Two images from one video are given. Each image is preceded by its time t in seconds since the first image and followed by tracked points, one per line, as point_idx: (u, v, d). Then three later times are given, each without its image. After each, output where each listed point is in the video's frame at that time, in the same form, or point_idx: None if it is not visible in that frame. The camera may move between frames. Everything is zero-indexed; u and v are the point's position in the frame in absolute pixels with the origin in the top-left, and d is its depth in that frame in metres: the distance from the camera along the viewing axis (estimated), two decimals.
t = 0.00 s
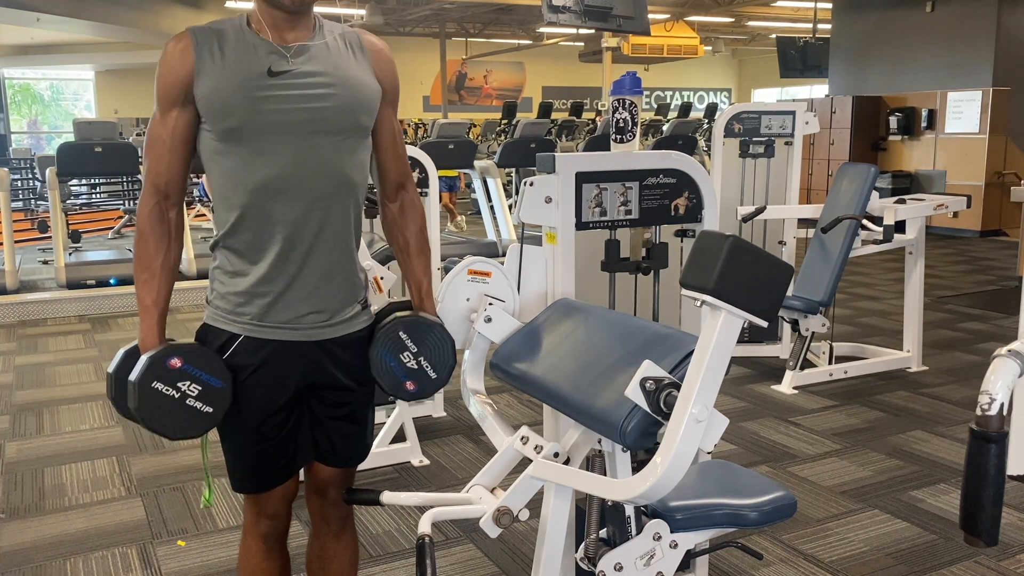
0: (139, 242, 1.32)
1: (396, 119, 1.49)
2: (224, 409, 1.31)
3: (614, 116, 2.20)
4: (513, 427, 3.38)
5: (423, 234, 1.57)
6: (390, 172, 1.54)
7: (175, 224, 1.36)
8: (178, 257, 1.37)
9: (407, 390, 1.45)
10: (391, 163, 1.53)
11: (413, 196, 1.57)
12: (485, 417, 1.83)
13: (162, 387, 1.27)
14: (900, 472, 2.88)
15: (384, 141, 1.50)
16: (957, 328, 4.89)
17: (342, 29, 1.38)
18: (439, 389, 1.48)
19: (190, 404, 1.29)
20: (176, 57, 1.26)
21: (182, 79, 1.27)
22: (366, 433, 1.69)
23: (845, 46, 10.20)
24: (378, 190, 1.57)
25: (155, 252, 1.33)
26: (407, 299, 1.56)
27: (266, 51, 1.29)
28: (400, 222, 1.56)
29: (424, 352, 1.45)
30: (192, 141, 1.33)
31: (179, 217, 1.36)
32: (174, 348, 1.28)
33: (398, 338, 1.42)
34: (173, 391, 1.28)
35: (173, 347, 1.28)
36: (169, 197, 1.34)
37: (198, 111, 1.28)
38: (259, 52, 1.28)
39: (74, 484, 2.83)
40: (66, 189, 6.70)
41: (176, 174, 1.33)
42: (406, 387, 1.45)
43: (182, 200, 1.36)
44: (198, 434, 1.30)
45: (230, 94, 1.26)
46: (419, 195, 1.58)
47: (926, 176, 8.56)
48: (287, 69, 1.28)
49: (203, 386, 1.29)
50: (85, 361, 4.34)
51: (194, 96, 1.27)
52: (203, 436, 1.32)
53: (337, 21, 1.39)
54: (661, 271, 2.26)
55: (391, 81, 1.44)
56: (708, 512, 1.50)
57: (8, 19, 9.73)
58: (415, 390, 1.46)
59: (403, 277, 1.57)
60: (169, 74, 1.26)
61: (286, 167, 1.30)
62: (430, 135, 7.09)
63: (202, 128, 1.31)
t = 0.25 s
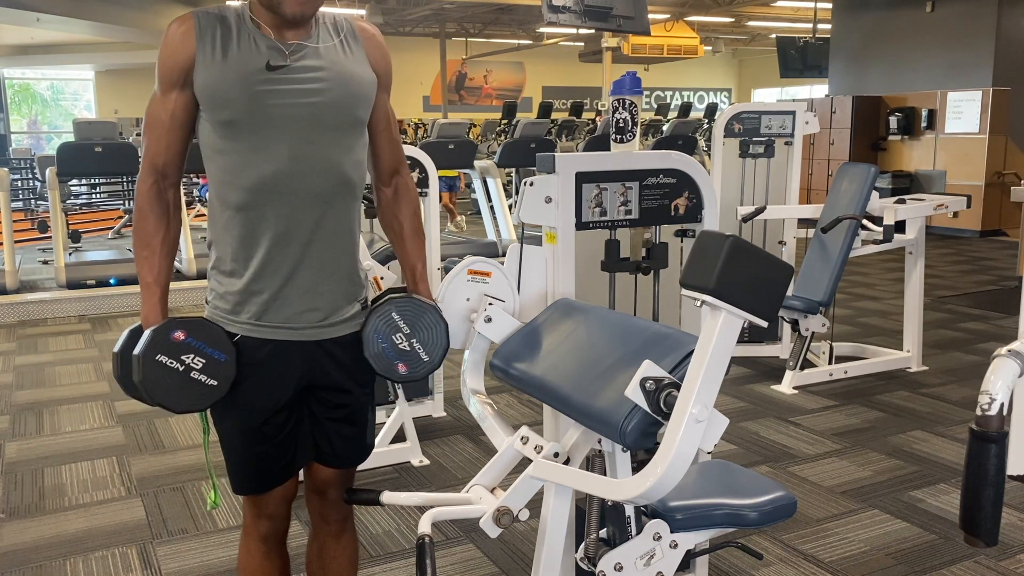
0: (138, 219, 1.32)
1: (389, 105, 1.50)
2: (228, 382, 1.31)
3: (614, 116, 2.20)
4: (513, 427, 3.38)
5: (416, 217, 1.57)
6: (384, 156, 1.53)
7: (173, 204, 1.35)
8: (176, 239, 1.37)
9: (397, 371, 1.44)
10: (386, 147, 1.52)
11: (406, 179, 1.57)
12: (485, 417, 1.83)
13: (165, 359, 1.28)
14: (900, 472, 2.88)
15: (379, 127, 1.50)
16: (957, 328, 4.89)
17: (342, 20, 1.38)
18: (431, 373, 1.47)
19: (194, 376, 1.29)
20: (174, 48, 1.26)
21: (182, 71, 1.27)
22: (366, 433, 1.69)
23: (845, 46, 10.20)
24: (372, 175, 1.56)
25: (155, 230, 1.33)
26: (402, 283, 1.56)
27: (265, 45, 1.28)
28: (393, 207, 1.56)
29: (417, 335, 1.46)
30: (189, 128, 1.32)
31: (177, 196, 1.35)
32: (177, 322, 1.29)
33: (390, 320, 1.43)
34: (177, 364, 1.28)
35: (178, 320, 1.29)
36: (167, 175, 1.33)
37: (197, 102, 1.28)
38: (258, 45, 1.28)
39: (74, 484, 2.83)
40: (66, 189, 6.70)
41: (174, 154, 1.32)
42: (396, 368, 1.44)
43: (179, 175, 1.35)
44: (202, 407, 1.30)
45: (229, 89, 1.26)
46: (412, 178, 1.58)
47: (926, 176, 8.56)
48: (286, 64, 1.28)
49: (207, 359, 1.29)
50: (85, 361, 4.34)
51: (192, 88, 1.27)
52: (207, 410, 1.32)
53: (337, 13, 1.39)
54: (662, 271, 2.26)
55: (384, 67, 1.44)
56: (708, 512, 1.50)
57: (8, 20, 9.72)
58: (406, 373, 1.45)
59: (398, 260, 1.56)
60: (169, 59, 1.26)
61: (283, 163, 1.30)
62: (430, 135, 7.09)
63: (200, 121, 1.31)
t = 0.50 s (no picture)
0: (139, 223, 1.32)
1: (388, 108, 1.50)
2: (219, 389, 1.31)
3: (614, 116, 2.20)
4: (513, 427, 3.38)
5: (415, 219, 1.57)
6: (384, 160, 1.53)
7: (174, 208, 1.35)
8: (177, 242, 1.37)
9: (398, 378, 1.44)
10: (386, 151, 1.53)
11: (405, 182, 1.57)
12: (485, 417, 1.83)
13: (157, 362, 1.28)
14: (900, 472, 2.88)
15: (379, 129, 1.50)
16: (957, 328, 4.89)
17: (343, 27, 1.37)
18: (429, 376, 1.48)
19: (184, 380, 1.29)
20: (176, 47, 1.26)
21: (183, 70, 1.27)
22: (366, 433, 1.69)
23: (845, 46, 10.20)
24: (372, 177, 1.56)
25: (155, 231, 1.33)
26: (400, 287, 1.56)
27: (266, 46, 1.28)
28: (392, 209, 1.56)
29: (410, 340, 1.45)
30: (191, 128, 1.32)
31: (178, 198, 1.35)
32: (171, 326, 1.30)
33: (382, 329, 1.42)
34: (168, 367, 1.29)
35: (173, 324, 1.30)
36: (169, 178, 1.33)
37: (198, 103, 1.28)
38: (259, 47, 1.28)
39: (74, 484, 2.83)
40: (66, 189, 6.69)
41: (176, 158, 1.33)
42: (396, 375, 1.44)
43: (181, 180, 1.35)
44: (190, 411, 1.30)
45: (229, 89, 1.26)
46: (411, 180, 1.58)
47: (926, 176, 8.56)
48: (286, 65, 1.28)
49: (199, 363, 1.30)
50: (85, 361, 4.34)
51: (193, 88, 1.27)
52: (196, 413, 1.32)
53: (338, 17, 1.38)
54: (662, 271, 2.26)
55: (384, 71, 1.44)
56: (708, 512, 1.50)
57: (8, 20, 9.72)
58: (406, 378, 1.45)
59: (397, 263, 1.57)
60: (170, 61, 1.26)
61: (281, 164, 1.30)
62: (430, 135, 7.09)
63: (200, 122, 1.31)
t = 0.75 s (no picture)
0: (140, 234, 1.32)
1: (388, 116, 1.50)
2: (222, 402, 1.31)
3: (614, 116, 2.20)
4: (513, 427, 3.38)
5: (416, 229, 1.57)
6: (384, 170, 1.53)
7: (176, 219, 1.36)
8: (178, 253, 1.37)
9: (404, 390, 1.45)
10: (386, 161, 1.53)
11: (406, 191, 1.57)
12: (485, 417, 1.83)
13: (160, 382, 1.27)
14: (900, 472, 2.88)
15: (380, 138, 1.50)
16: (957, 328, 4.89)
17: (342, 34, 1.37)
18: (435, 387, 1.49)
19: (188, 397, 1.29)
20: (176, 53, 1.26)
21: (183, 76, 1.27)
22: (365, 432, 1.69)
23: (845, 46, 10.20)
24: (372, 187, 1.56)
25: (157, 244, 1.33)
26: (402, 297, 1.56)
27: (265, 52, 1.28)
28: (393, 219, 1.56)
29: (418, 353, 1.46)
30: (192, 136, 1.32)
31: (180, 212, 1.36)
32: (170, 344, 1.28)
33: (391, 341, 1.42)
34: (172, 386, 1.28)
35: (172, 342, 1.29)
36: (170, 191, 1.34)
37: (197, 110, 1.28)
38: (258, 52, 1.28)
39: (74, 484, 2.83)
40: (66, 189, 6.69)
41: (177, 169, 1.33)
42: (402, 387, 1.45)
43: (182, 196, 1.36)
44: (196, 427, 1.30)
45: (228, 95, 1.26)
46: (412, 190, 1.58)
47: (926, 176, 8.56)
48: (285, 70, 1.28)
49: (202, 380, 1.29)
50: (85, 361, 4.34)
51: (192, 94, 1.27)
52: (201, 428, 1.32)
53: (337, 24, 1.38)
54: (662, 271, 2.26)
55: (385, 78, 1.44)
56: (708, 512, 1.50)
57: (8, 20, 9.73)
58: (412, 389, 1.46)
59: (398, 274, 1.57)
60: (171, 71, 1.26)
61: (281, 168, 1.30)
62: (430, 135, 7.09)
63: (201, 128, 1.31)
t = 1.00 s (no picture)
0: (143, 248, 1.33)
1: (391, 126, 1.50)
2: (224, 419, 1.32)
3: (614, 116, 2.20)
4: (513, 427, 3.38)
5: (418, 244, 1.58)
6: (386, 182, 1.53)
7: (180, 233, 1.36)
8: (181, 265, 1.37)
9: (409, 409, 1.47)
10: (388, 174, 1.52)
11: (408, 204, 1.57)
12: (485, 417, 1.83)
13: (163, 397, 1.27)
14: (900, 472, 2.88)
15: (382, 149, 1.50)
16: (957, 328, 4.89)
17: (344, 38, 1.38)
18: (440, 401, 1.50)
19: (191, 413, 1.29)
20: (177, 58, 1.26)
21: (184, 81, 1.27)
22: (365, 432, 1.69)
23: (845, 46, 10.21)
24: (374, 199, 1.56)
25: (161, 263, 1.34)
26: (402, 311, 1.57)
27: (266, 55, 1.28)
28: (395, 231, 1.55)
29: (417, 370, 1.46)
30: (196, 141, 1.33)
31: (183, 226, 1.36)
32: (176, 359, 1.28)
33: (388, 365, 1.43)
34: (175, 401, 1.28)
35: (177, 357, 1.29)
36: (174, 206, 1.34)
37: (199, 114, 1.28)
38: (259, 55, 1.28)
39: (74, 484, 2.83)
40: (66, 189, 6.69)
41: (181, 182, 1.33)
42: (407, 407, 1.47)
43: (186, 211, 1.36)
44: (197, 443, 1.31)
45: (229, 98, 1.26)
46: (413, 201, 1.58)
47: (926, 176, 8.56)
48: (286, 73, 1.28)
49: (205, 396, 1.30)
50: (85, 361, 4.34)
51: (194, 98, 1.27)
52: (201, 443, 1.33)
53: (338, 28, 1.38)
54: (661, 271, 2.26)
55: (389, 87, 1.45)
56: (708, 512, 1.50)
57: (9, 19, 9.73)
58: (417, 407, 1.48)
59: (398, 287, 1.57)
60: (174, 82, 1.27)
61: (281, 169, 1.30)
62: (430, 135, 7.09)
63: (203, 132, 1.31)
